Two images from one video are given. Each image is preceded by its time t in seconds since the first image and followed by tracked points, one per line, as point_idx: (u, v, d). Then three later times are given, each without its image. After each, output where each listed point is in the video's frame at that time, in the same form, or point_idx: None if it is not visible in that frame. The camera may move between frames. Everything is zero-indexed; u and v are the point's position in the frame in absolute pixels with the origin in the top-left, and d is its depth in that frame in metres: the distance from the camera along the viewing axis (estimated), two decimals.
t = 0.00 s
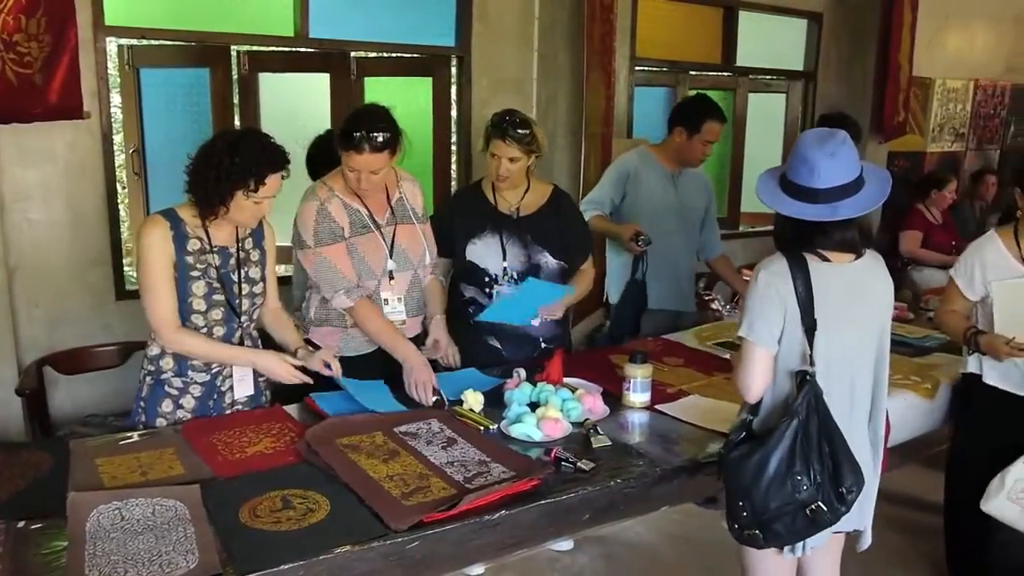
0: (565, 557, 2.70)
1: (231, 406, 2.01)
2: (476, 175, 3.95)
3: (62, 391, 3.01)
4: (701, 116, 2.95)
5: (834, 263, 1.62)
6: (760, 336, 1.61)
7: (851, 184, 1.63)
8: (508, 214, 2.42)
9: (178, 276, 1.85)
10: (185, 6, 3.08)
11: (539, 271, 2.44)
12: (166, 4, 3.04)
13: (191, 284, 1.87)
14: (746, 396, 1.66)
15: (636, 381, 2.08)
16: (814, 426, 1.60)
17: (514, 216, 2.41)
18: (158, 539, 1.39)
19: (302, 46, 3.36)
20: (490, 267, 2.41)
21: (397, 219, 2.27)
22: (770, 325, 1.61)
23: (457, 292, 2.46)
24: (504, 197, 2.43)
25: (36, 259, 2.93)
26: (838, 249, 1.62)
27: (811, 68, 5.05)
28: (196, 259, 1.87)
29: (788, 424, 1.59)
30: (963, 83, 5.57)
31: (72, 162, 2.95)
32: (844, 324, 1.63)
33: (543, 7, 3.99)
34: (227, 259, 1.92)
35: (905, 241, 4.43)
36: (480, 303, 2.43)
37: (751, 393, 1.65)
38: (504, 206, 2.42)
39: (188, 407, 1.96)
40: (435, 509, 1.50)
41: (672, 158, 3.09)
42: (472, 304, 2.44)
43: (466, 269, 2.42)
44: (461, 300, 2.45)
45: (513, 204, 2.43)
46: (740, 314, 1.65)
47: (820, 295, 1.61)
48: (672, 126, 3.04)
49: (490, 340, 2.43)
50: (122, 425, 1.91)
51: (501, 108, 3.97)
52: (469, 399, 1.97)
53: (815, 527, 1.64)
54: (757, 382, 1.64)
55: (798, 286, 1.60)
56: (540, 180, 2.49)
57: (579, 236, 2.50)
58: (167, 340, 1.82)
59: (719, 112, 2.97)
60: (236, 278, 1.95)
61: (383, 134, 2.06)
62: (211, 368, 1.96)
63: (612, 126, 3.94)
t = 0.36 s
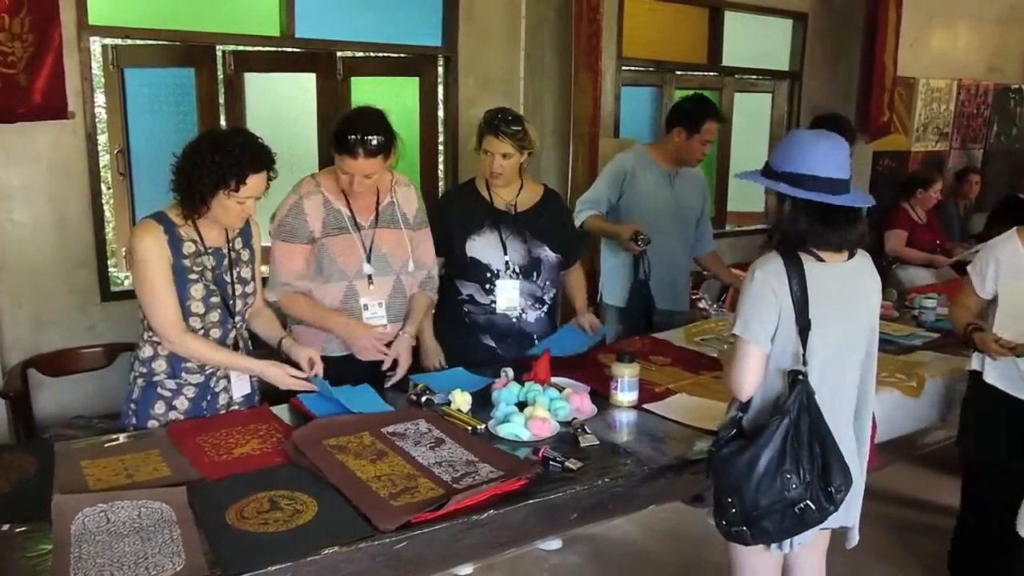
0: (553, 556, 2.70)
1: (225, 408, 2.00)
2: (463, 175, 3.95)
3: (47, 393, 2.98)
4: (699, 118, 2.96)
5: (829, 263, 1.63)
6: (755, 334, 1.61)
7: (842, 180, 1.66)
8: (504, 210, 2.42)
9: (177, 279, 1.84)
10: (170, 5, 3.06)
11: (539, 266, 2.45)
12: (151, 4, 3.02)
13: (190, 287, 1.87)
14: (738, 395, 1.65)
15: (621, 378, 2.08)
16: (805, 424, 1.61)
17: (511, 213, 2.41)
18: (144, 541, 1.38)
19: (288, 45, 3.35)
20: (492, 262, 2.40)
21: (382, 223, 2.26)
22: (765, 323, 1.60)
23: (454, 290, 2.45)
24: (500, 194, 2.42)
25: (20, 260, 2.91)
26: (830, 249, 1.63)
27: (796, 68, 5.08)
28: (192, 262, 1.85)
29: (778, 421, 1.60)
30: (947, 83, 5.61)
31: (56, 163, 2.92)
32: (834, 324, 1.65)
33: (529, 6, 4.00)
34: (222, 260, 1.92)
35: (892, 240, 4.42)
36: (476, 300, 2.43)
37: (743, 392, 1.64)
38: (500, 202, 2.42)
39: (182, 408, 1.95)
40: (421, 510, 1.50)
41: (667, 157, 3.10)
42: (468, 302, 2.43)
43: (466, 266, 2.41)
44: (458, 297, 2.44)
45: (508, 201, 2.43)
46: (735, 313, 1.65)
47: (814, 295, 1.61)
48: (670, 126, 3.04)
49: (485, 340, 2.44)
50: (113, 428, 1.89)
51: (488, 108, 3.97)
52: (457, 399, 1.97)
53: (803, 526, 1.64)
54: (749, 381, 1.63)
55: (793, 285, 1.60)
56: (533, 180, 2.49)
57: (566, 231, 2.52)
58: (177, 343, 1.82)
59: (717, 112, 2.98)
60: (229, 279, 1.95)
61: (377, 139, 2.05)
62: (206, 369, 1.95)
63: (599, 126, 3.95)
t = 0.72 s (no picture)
0: (543, 556, 2.70)
1: (214, 409, 1.99)
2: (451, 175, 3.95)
3: (32, 396, 2.96)
4: (702, 118, 2.95)
5: (819, 259, 1.66)
6: (754, 334, 1.60)
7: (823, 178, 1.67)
8: (495, 207, 2.41)
9: (168, 281, 1.83)
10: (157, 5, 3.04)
11: (531, 262, 2.46)
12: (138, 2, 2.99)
13: (180, 289, 1.86)
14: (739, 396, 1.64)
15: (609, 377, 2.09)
16: (809, 423, 1.62)
17: (502, 210, 2.41)
18: (131, 544, 1.38)
19: (275, 45, 3.33)
20: (484, 259, 2.40)
21: (361, 225, 2.25)
22: (763, 322, 1.60)
23: (446, 288, 2.44)
24: (490, 191, 2.42)
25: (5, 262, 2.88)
26: (816, 243, 1.67)
27: (783, 68, 5.10)
28: (183, 264, 1.85)
29: (783, 421, 1.60)
30: (932, 83, 5.65)
31: (42, 164, 2.90)
32: (824, 322, 1.66)
33: (518, 6, 3.99)
34: (213, 261, 1.92)
35: (877, 239, 4.44)
36: (470, 300, 2.43)
37: (744, 393, 1.63)
38: (491, 200, 2.42)
39: (171, 410, 1.94)
40: (413, 510, 1.50)
41: (669, 159, 3.10)
42: (462, 302, 2.43)
43: (458, 262, 2.40)
44: (450, 296, 2.43)
45: (499, 199, 2.42)
46: (730, 311, 1.64)
47: (809, 295, 1.63)
48: (672, 127, 3.04)
49: (481, 339, 2.44)
50: (103, 430, 1.88)
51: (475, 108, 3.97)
52: (446, 399, 1.97)
53: (812, 523, 1.65)
54: (749, 381, 1.62)
55: (789, 285, 1.61)
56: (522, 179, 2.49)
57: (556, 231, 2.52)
58: (166, 345, 1.81)
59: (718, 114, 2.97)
60: (221, 280, 1.94)
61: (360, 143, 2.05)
62: (196, 371, 1.94)
63: (587, 126, 3.96)
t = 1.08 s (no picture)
0: (531, 556, 2.71)
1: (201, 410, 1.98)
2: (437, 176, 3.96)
3: (15, 399, 2.93)
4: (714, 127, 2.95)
5: (801, 257, 1.67)
6: (741, 334, 1.61)
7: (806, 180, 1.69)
8: (483, 207, 2.41)
9: (153, 283, 1.82)
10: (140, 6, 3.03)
11: (519, 261, 2.46)
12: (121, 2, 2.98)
13: (166, 290, 1.84)
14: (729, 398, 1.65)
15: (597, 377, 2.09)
16: (805, 420, 1.62)
17: (490, 210, 2.41)
18: (115, 547, 1.36)
19: (259, 45, 3.32)
20: (472, 259, 2.40)
21: (335, 227, 2.24)
22: (749, 322, 1.61)
23: (434, 288, 2.44)
24: (478, 191, 2.42)
25: None
26: (797, 242, 1.68)
27: (768, 67, 5.13)
28: (168, 265, 1.84)
29: (778, 420, 1.61)
30: (915, 82, 5.69)
31: (24, 164, 2.88)
32: (807, 321, 1.67)
33: (503, 5, 3.99)
34: (198, 262, 1.91)
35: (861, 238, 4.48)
36: (457, 300, 2.42)
37: (734, 395, 1.63)
38: (479, 199, 2.42)
39: (158, 412, 1.93)
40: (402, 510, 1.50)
41: (681, 164, 3.09)
42: (450, 301, 2.43)
43: (445, 262, 2.40)
44: (438, 296, 2.43)
45: (487, 199, 2.42)
46: (717, 313, 1.64)
47: (792, 294, 1.64)
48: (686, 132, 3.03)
49: (469, 339, 2.44)
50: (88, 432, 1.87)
51: (461, 108, 3.98)
52: (433, 399, 1.97)
53: (811, 520, 1.65)
54: (738, 382, 1.62)
55: (773, 285, 1.62)
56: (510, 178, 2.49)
57: (544, 230, 2.52)
58: (150, 346, 1.80)
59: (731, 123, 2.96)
60: (207, 281, 1.93)
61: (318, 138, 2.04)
62: (182, 372, 1.93)
63: (573, 126, 3.96)
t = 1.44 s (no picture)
0: (516, 554, 2.71)
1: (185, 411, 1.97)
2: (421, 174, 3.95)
3: None
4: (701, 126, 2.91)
5: (781, 255, 1.69)
6: (719, 332, 1.62)
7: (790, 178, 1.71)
8: (466, 208, 2.41)
9: (129, 283, 1.81)
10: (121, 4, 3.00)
11: (503, 262, 2.45)
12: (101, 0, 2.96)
13: (143, 291, 1.83)
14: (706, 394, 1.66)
15: (581, 376, 2.09)
16: (777, 417, 1.63)
17: (473, 210, 2.42)
18: (97, 550, 1.36)
19: (242, 44, 3.31)
20: (456, 260, 2.41)
21: (315, 227, 2.22)
22: (727, 319, 1.62)
23: (417, 289, 2.44)
24: (462, 192, 2.42)
25: None
26: (778, 240, 1.69)
27: (750, 67, 5.16)
28: (144, 265, 1.82)
29: (749, 417, 1.62)
30: (896, 81, 5.74)
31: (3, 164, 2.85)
32: (787, 318, 1.69)
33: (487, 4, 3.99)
34: (176, 262, 1.89)
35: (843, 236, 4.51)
36: (441, 300, 2.43)
37: (712, 391, 1.65)
38: (462, 200, 2.42)
39: (141, 414, 1.92)
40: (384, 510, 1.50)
41: (674, 163, 3.08)
42: (433, 302, 2.43)
43: (429, 264, 2.41)
44: (422, 297, 2.44)
45: (471, 199, 2.42)
46: (696, 310, 1.65)
47: (772, 292, 1.65)
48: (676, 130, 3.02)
49: (453, 339, 2.44)
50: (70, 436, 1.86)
51: (445, 107, 3.97)
52: (417, 399, 1.97)
53: (781, 517, 1.66)
54: (716, 379, 1.63)
55: (752, 282, 1.63)
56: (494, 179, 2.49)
57: (529, 229, 2.52)
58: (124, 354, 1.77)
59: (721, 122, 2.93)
60: (186, 281, 1.92)
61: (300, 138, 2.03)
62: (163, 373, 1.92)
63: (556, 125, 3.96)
